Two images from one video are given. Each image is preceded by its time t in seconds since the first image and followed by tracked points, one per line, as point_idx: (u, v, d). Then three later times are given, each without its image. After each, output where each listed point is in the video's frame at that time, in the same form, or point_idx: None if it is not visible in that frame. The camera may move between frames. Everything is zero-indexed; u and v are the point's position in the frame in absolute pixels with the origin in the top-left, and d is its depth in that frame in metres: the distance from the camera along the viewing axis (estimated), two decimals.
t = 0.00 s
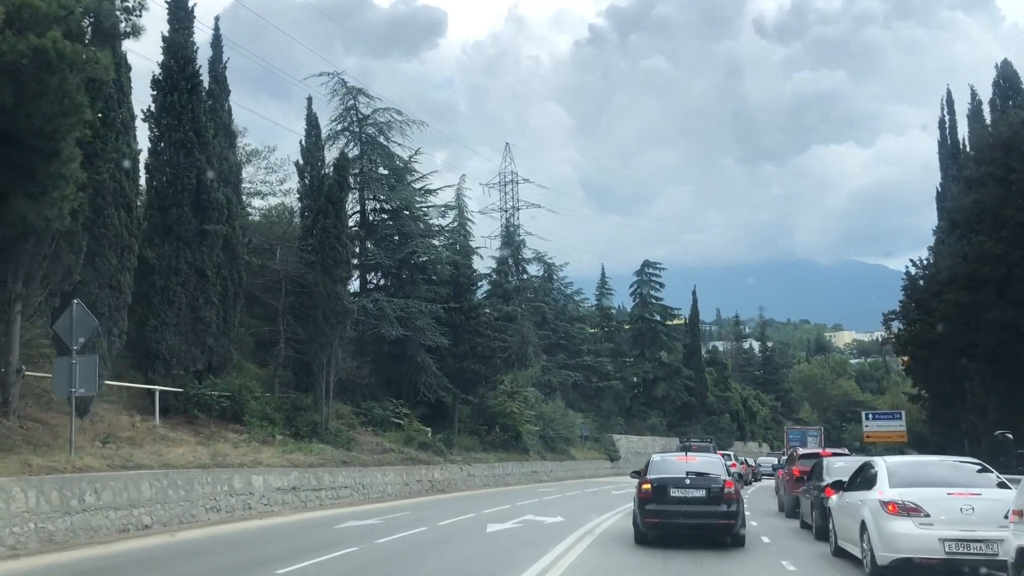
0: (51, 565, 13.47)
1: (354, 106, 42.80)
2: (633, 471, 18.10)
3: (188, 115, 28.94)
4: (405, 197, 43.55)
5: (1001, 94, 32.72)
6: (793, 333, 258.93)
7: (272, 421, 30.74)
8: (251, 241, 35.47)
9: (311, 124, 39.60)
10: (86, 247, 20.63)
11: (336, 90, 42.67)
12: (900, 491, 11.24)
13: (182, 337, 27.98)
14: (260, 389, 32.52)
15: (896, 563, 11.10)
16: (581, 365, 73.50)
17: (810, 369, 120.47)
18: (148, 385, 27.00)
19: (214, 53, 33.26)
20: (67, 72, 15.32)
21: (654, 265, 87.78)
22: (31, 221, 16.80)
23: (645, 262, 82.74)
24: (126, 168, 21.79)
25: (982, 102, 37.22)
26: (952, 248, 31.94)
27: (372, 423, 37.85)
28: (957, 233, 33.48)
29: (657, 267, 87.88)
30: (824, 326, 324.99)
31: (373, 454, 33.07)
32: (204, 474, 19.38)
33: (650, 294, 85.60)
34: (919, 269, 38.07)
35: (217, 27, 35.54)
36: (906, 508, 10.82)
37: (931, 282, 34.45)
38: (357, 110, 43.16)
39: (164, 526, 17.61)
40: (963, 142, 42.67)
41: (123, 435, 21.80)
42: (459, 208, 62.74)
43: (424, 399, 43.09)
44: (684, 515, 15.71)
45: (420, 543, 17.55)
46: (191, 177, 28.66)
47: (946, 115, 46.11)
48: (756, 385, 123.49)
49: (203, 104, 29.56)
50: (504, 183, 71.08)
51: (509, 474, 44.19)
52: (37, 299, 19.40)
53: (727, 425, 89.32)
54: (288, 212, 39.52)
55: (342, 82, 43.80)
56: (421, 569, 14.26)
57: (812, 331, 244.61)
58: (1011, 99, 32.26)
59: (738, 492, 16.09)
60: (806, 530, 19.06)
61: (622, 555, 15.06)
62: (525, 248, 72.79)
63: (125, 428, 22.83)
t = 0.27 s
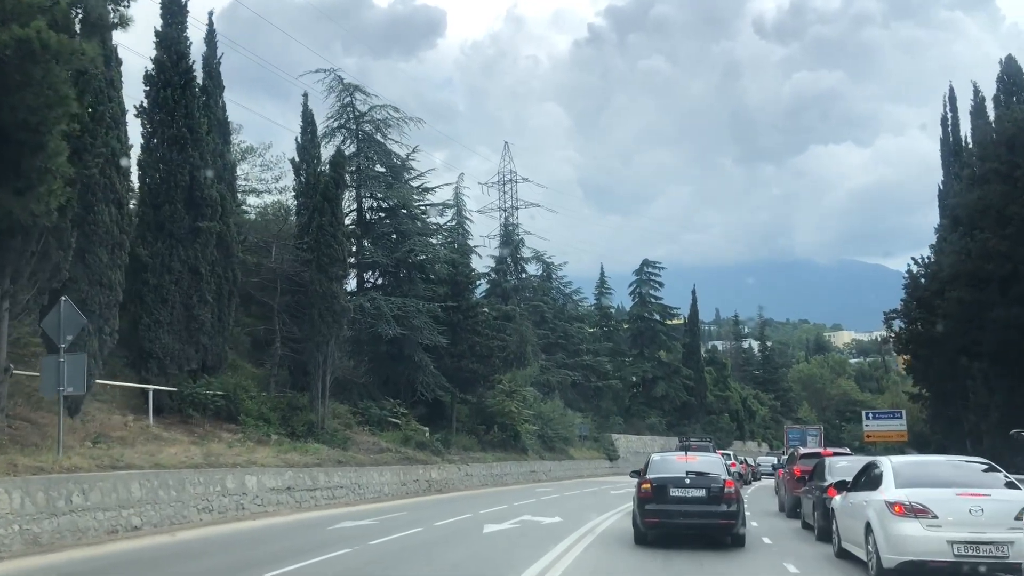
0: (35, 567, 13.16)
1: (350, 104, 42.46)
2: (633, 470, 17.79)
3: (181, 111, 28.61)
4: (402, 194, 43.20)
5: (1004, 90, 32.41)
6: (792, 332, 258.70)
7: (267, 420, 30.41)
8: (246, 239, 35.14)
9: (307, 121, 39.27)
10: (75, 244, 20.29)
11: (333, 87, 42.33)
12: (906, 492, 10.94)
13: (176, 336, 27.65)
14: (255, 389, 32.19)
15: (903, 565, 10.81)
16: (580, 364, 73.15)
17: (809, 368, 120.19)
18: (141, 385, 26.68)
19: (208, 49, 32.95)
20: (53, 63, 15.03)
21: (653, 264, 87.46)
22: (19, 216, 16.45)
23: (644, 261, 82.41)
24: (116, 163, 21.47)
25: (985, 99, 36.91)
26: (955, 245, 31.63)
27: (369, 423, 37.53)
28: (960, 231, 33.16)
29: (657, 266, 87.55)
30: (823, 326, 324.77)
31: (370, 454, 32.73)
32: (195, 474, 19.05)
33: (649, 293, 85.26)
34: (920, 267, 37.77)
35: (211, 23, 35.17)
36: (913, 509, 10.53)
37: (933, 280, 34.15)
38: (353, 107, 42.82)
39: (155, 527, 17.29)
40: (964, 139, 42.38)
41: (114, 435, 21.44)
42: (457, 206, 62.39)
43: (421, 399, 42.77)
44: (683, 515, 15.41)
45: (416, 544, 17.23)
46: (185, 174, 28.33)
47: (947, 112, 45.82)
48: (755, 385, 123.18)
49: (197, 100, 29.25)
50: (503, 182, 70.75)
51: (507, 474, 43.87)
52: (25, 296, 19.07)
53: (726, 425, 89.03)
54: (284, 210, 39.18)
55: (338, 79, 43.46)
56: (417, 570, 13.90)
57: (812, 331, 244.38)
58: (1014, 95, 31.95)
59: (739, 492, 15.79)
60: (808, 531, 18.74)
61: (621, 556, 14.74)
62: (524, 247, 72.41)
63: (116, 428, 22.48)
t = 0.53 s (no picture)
0: (18, 571, 12.82)
1: (347, 101, 42.13)
2: (632, 470, 17.48)
3: (174, 107, 28.27)
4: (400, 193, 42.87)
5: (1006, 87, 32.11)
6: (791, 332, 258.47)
7: (262, 420, 30.09)
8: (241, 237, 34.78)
9: (303, 118, 38.95)
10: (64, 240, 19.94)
11: (329, 85, 41.99)
12: (913, 493, 10.64)
13: (169, 335, 27.33)
14: (250, 388, 31.87)
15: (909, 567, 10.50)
16: (579, 364, 72.81)
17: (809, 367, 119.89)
18: (134, 384, 26.36)
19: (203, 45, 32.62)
20: (39, 55, 14.72)
21: (652, 263, 87.10)
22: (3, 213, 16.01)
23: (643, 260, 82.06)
24: (107, 159, 21.14)
25: (986, 96, 36.59)
26: (956, 243, 31.33)
27: (365, 422, 37.22)
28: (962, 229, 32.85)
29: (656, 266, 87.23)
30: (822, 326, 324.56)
31: (366, 454, 32.42)
32: (186, 474, 18.71)
33: (648, 293, 84.90)
34: (922, 266, 37.48)
35: (206, 19, 34.80)
36: (921, 510, 10.22)
37: (935, 278, 33.85)
38: (350, 104, 42.49)
39: (144, 529, 16.97)
40: (965, 137, 42.09)
41: (105, 435, 21.10)
42: (454, 205, 62.05)
43: (419, 398, 42.46)
44: (684, 516, 15.10)
45: (411, 545, 16.92)
46: (178, 171, 28.00)
47: (948, 109, 45.54)
48: (754, 384, 122.86)
49: (191, 96, 28.91)
50: (501, 181, 70.43)
51: (505, 474, 43.56)
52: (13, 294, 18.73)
53: (725, 425, 88.73)
54: (280, 208, 38.85)
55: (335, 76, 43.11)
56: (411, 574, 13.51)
57: (811, 331, 244.15)
58: (1017, 92, 31.64)
59: (739, 492, 15.49)
60: (810, 532, 18.43)
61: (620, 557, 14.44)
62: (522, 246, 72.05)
63: (107, 428, 22.15)
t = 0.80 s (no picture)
0: None
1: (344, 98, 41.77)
2: (631, 470, 17.13)
3: (167, 103, 27.88)
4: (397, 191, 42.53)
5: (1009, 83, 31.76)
6: (791, 332, 258.13)
7: (256, 420, 29.73)
8: (236, 235, 34.41)
9: (299, 116, 38.60)
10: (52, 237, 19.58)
11: (326, 82, 41.62)
12: (921, 494, 10.29)
13: (162, 334, 26.95)
14: (245, 388, 31.50)
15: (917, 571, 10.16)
16: (578, 363, 72.44)
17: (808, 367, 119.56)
18: (127, 384, 25.99)
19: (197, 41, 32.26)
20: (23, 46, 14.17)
21: (651, 263, 86.70)
22: None
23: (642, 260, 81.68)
24: (97, 154, 20.76)
25: (988, 93, 36.21)
26: (959, 240, 30.97)
27: (362, 423, 36.86)
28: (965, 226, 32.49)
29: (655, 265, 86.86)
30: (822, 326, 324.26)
31: (362, 454, 32.06)
32: (176, 475, 18.33)
33: (648, 292, 84.51)
34: (923, 264, 37.14)
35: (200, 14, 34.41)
36: (930, 512, 9.87)
37: (937, 276, 33.51)
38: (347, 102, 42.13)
39: (133, 531, 16.60)
40: (967, 134, 41.76)
41: (95, 435, 20.71)
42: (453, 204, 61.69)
43: (416, 399, 42.10)
44: (684, 517, 14.75)
45: (406, 547, 16.56)
46: (171, 167, 27.65)
47: (949, 107, 45.25)
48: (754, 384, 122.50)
49: (185, 92, 28.55)
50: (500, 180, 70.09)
51: (503, 475, 43.20)
52: None
53: (725, 425, 88.37)
54: (276, 207, 38.50)
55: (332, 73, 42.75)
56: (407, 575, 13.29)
57: (810, 331, 243.82)
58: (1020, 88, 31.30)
59: (740, 493, 15.15)
60: (813, 534, 18.07)
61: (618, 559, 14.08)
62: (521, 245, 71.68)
63: (98, 428, 21.78)
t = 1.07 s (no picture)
0: None
1: (340, 95, 41.43)
2: (631, 470, 16.79)
3: (160, 96, 27.54)
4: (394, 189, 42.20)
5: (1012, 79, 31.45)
6: (790, 332, 257.73)
7: (251, 419, 29.39)
8: (231, 233, 34.05)
9: (295, 112, 38.27)
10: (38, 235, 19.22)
11: (322, 78, 41.27)
12: (929, 495, 9.98)
13: (154, 333, 26.61)
14: (240, 387, 31.15)
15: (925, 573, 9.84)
16: (577, 363, 72.10)
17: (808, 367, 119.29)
18: (119, 383, 25.64)
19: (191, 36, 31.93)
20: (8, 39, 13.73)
21: (650, 262, 86.35)
22: None
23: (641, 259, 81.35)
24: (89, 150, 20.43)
25: (989, 90, 35.91)
26: (962, 237, 30.65)
27: (359, 423, 36.52)
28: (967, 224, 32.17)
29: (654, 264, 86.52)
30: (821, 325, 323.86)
31: (358, 454, 31.72)
32: (167, 475, 17.99)
33: (647, 291, 84.15)
34: (924, 261, 36.84)
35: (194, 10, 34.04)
36: (939, 514, 9.55)
37: (939, 274, 33.20)
38: (343, 99, 41.79)
39: (121, 533, 16.26)
40: (967, 131, 41.48)
41: (85, 435, 20.35)
42: (450, 203, 61.31)
43: (413, 398, 41.76)
44: (684, 517, 14.43)
45: (401, 549, 16.21)
46: (165, 164, 27.32)
47: (949, 104, 44.99)
48: (753, 384, 122.16)
49: (179, 87, 28.24)
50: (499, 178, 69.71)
51: (501, 475, 42.88)
52: None
53: (724, 424, 88.05)
54: (271, 204, 38.17)
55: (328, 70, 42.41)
56: None
57: (809, 330, 243.62)
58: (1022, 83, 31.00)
59: (741, 493, 14.82)
60: (815, 535, 17.75)
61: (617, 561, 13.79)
62: (519, 244, 71.31)
63: (88, 427, 21.42)
